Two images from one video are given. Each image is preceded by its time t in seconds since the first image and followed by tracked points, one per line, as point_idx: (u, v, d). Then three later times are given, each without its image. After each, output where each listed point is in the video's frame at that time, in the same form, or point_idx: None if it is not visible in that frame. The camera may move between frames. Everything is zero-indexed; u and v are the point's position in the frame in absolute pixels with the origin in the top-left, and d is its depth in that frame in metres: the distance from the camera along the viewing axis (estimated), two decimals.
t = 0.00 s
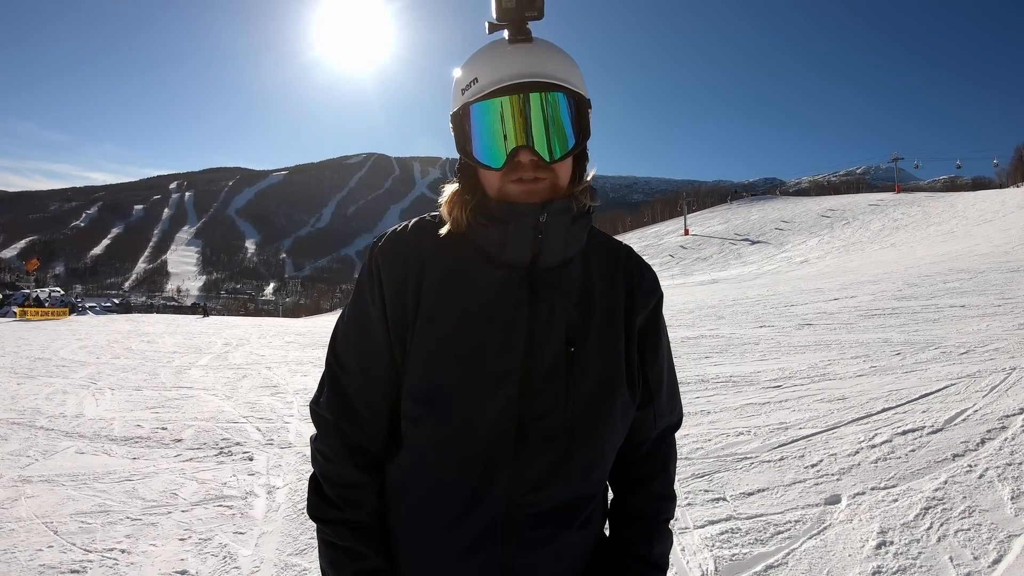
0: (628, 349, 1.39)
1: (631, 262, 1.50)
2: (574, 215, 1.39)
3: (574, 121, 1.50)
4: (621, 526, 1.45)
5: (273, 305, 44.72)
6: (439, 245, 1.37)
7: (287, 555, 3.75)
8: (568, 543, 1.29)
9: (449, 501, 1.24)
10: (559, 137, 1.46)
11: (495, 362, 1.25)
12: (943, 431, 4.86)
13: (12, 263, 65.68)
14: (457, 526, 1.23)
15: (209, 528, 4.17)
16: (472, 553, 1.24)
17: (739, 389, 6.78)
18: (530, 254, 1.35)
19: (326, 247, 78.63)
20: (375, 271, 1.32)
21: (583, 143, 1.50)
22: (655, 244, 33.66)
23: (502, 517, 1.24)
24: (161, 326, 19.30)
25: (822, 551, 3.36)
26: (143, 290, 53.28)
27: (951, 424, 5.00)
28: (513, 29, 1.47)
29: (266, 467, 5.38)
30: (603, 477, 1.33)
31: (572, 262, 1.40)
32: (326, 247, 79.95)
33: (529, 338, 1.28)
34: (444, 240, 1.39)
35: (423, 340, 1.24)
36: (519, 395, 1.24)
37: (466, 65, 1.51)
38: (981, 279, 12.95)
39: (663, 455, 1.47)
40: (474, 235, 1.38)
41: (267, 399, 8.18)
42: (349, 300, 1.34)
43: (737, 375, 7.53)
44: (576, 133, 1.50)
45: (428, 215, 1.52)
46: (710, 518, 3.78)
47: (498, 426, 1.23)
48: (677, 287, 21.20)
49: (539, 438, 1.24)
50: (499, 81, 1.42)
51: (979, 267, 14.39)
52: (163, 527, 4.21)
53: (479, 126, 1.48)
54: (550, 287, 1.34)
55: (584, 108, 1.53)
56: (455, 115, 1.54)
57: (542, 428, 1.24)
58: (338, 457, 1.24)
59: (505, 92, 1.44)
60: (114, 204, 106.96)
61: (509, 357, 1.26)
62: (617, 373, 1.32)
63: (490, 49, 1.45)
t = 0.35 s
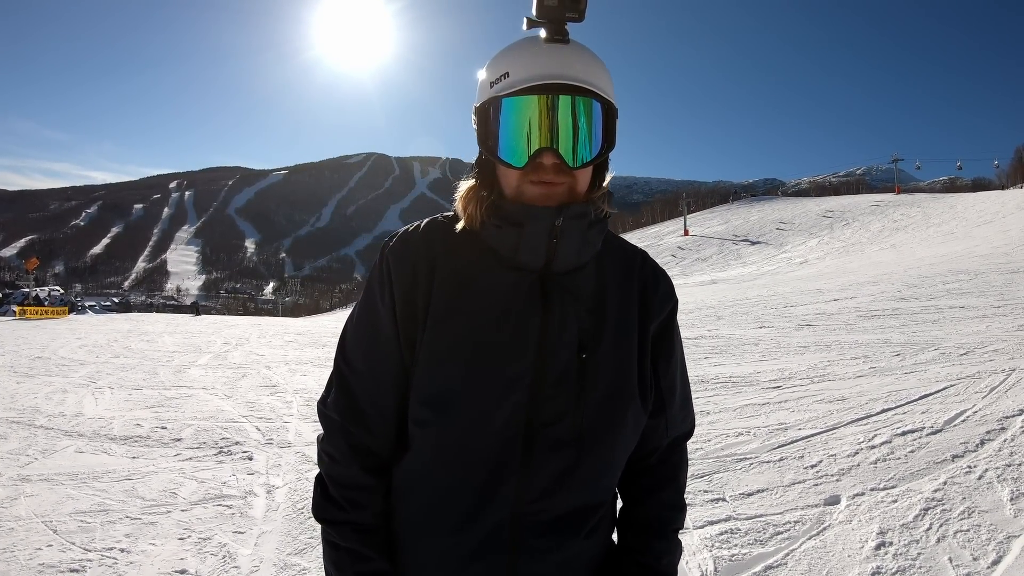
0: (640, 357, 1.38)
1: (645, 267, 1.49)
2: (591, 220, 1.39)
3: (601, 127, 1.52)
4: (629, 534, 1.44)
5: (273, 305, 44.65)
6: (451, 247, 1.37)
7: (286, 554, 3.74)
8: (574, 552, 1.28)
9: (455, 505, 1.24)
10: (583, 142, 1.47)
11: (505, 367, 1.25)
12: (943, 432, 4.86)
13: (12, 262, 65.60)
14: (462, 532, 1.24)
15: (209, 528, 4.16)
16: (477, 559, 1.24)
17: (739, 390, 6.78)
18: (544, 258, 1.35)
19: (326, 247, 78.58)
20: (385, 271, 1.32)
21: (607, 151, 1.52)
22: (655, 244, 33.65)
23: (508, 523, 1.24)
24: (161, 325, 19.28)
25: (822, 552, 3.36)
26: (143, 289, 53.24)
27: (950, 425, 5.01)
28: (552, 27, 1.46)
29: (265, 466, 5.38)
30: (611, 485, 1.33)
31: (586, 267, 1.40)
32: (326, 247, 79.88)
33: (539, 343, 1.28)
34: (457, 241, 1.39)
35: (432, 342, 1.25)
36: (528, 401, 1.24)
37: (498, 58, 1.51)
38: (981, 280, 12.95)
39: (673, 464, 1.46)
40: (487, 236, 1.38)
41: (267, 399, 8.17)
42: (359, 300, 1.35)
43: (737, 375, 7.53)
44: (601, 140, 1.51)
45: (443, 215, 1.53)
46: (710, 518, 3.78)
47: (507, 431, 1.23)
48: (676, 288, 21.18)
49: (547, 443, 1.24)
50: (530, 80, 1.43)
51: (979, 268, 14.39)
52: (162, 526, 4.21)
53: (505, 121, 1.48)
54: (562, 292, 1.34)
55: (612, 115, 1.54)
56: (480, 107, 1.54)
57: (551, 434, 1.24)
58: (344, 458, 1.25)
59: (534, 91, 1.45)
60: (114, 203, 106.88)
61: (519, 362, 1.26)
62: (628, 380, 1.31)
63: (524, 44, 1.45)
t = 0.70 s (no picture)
0: (658, 365, 1.37)
1: (665, 274, 1.49)
2: (608, 221, 1.38)
3: (616, 126, 1.52)
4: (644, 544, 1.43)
5: (273, 306, 44.60)
6: (467, 248, 1.38)
7: (286, 554, 3.75)
8: (587, 561, 1.27)
9: (466, 511, 1.24)
10: (598, 140, 1.47)
11: (520, 372, 1.25)
12: (943, 433, 4.86)
13: (12, 261, 65.60)
14: (474, 537, 1.23)
15: (208, 528, 4.17)
16: (488, 565, 1.23)
17: (739, 391, 6.78)
18: (561, 260, 1.35)
19: (326, 247, 78.55)
20: (401, 272, 1.33)
21: (624, 151, 1.52)
22: (655, 245, 33.64)
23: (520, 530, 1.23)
24: (161, 325, 19.28)
25: (821, 553, 3.36)
26: (143, 289, 53.25)
27: (950, 426, 5.01)
28: (567, 25, 1.48)
29: (265, 466, 5.38)
30: (626, 493, 1.32)
31: (603, 272, 1.40)
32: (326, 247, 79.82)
33: (555, 347, 1.28)
34: (473, 242, 1.39)
35: (446, 345, 1.25)
36: (542, 406, 1.24)
37: (513, 60, 1.53)
38: (981, 281, 12.95)
39: (691, 474, 1.45)
40: (503, 236, 1.38)
41: (267, 399, 8.17)
42: (374, 300, 1.36)
43: (736, 376, 7.53)
44: (617, 139, 1.52)
45: (459, 216, 1.53)
46: (710, 519, 3.78)
47: (521, 436, 1.23)
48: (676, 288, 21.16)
49: (561, 450, 1.23)
50: (545, 76, 1.45)
51: (979, 269, 14.38)
52: (162, 526, 4.21)
53: (520, 119, 1.50)
54: (579, 296, 1.34)
55: (628, 113, 1.54)
56: (497, 107, 1.56)
57: (565, 440, 1.24)
58: (356, 459, 1.26)
59: (550, 88, 1.46)
60: (114, 203, 106.93)
61: (534, 366, 1.26)
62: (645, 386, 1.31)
63: (539, 43, 1.47)
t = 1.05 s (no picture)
0: (682, 368, 1.36)
1: (687, 275, 1.47)
2: (626, 219, 1.37)
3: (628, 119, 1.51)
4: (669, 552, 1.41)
5: (273, 306, 44.62)
6: (485, 251, 1.37)
7: (286, 555, 3.74)
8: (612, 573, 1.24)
9: (485, 521, 1.22)
10: (611, 134, 1.46)
11: (540, 379, 1.24)
12: (943, 433, 4.86)
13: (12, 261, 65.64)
14: (494, 548, 1.22)
15: (208, 528, 4.16)
16: None
17: (739, 390, 6.78)
18: (580, 262, 1.34)
19: (326, 248, 78.55)
20: (418, 279, 1.35)
21: (637, 143, 1.50)
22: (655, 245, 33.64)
23: (542, 541, 1.21)
24: (160, 326, 19.29)
25: (821, 553, 3.35)
26: (143, 290, 53.26)
27: (950, 426, 5.00)
28: (569, 25, 1.49)
29: (265, 467, 5.38)
30: (650, 501, 1.30)
31: (622, 273, 1.39)
32: (326, 247, 79.81)
33: (575, 352, 1.26)
34: (490, 246, 1.39)
35: (464, 351, 1.25)
36: (563, 412, 1.23)
37: (521, 63, 1.55)
38: (981, 280, 12.93)
39: (717, 479, 1.43)
40: (521, 239, 1.38)
41: (267, 399, 8.17)
42: (392, 308, 1.38)
43: (736, 376, 7.53)
44: (629, 133, 1.50)
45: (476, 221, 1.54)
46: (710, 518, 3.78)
47: (541, 443, 1.22)
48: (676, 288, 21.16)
49: (582, 458, 1.22)
50: (552, 73, 1.45)
51: (979, 268, 14.36)
52: (162, 527, 4.21)
53: (530, 120, 1.51)
54: (598, 298, 1.33)
55: (639, 105, 1.53)
56: (506, 110, 1.57)
57: (587, 448, 1.22)
58: (374, 467, 1.28)
59: (557, 85, 1.46)
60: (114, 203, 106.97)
61: (553, 372, 1.25)
62: (668, 391, 1.29)
63: (544, 45, 1.49)
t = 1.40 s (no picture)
0: (693, 374, 1.36)
1: (698, 279, 1.47)
2: (638, 221, 1.38)
3: (635, 116, 1.52)
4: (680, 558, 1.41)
5: (272, 307, 44.58)
6: (494, 256, 1.37)
7: (286, 556, 3.74)
8: None
9: (497, 529, 1.22)
10: (620, 132, 1.46)
11: (550, 386, 1.24)
12: (942, 433, 4.86)
13: (11, 262, 65.52)
14: (505, 556, 1.22)
15: (208, 529, 4.16)
16: None
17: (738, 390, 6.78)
18: (592, 266, 1.35)
19: (325, 249, 78.51)
20: (426, 285, 1.35)
21: (644, 141, 1.50)
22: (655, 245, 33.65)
23: (555, 549, 1.21)
24: (160, 327, 19.28)
25: (821, 553, 3.36)
26: (143, 291, 53.19)
27: (950, 425, 5.00)
28: (572, 23, 1.49)
29: (265, 468, 5.37)
30: (661, 508, 1.30)
31: (634, 278, 1.39)
32: (326, 248, 79.74)
33: (587, 359, 1.26)
34: (500, 250, 1.39)
35: (474, 359, 1.25)
36: (575, 419, 1.23)
37: (525, 64, 1.55)
38: (981, 280, 12.94)
39: (728, 485, 1.44)
40: (532, 243, 1.38)
41: (267, 400, 8.18)
42: (399, 314, 1.38)
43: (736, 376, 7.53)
44: (637, 131, 1.51)
45: (485, 225, 1.53)
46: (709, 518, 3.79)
47: (553, 451, 1.22)
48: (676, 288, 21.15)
49: (594, 466, 1.22)
50: (557, 73, 1.46)
51: (979, 268, 14.37)
52: (161, 528, 4.20)
53: (538, 122, 1.51)
54: (610, 304, 1.33)
55: (645, 102, 1.53)
56: (512, 112, 1.57)
57: (598, 456, 1.22)
58: (382, 476, 1.28)
59: (562, 85, 1.47)
60: (113, 204, 106.91)
61: (565, 379, 1.25)
62: (680, 398, 1.29)
63: (548, 46, 1.50)
